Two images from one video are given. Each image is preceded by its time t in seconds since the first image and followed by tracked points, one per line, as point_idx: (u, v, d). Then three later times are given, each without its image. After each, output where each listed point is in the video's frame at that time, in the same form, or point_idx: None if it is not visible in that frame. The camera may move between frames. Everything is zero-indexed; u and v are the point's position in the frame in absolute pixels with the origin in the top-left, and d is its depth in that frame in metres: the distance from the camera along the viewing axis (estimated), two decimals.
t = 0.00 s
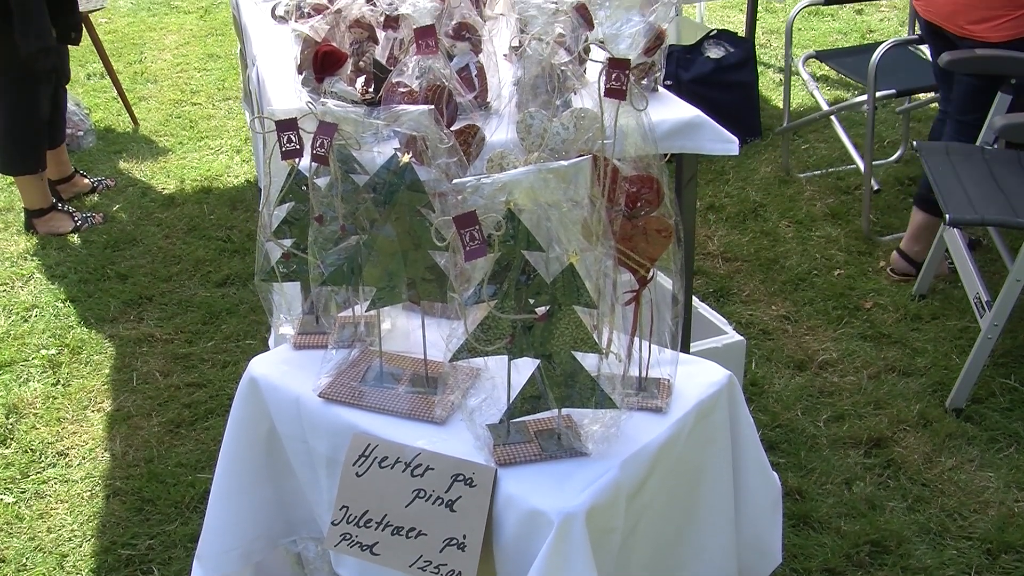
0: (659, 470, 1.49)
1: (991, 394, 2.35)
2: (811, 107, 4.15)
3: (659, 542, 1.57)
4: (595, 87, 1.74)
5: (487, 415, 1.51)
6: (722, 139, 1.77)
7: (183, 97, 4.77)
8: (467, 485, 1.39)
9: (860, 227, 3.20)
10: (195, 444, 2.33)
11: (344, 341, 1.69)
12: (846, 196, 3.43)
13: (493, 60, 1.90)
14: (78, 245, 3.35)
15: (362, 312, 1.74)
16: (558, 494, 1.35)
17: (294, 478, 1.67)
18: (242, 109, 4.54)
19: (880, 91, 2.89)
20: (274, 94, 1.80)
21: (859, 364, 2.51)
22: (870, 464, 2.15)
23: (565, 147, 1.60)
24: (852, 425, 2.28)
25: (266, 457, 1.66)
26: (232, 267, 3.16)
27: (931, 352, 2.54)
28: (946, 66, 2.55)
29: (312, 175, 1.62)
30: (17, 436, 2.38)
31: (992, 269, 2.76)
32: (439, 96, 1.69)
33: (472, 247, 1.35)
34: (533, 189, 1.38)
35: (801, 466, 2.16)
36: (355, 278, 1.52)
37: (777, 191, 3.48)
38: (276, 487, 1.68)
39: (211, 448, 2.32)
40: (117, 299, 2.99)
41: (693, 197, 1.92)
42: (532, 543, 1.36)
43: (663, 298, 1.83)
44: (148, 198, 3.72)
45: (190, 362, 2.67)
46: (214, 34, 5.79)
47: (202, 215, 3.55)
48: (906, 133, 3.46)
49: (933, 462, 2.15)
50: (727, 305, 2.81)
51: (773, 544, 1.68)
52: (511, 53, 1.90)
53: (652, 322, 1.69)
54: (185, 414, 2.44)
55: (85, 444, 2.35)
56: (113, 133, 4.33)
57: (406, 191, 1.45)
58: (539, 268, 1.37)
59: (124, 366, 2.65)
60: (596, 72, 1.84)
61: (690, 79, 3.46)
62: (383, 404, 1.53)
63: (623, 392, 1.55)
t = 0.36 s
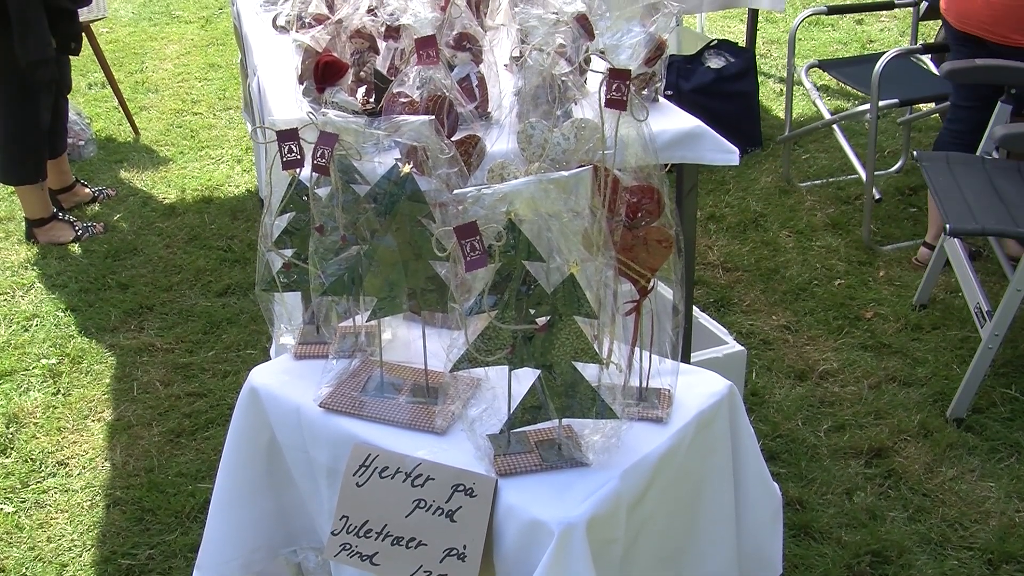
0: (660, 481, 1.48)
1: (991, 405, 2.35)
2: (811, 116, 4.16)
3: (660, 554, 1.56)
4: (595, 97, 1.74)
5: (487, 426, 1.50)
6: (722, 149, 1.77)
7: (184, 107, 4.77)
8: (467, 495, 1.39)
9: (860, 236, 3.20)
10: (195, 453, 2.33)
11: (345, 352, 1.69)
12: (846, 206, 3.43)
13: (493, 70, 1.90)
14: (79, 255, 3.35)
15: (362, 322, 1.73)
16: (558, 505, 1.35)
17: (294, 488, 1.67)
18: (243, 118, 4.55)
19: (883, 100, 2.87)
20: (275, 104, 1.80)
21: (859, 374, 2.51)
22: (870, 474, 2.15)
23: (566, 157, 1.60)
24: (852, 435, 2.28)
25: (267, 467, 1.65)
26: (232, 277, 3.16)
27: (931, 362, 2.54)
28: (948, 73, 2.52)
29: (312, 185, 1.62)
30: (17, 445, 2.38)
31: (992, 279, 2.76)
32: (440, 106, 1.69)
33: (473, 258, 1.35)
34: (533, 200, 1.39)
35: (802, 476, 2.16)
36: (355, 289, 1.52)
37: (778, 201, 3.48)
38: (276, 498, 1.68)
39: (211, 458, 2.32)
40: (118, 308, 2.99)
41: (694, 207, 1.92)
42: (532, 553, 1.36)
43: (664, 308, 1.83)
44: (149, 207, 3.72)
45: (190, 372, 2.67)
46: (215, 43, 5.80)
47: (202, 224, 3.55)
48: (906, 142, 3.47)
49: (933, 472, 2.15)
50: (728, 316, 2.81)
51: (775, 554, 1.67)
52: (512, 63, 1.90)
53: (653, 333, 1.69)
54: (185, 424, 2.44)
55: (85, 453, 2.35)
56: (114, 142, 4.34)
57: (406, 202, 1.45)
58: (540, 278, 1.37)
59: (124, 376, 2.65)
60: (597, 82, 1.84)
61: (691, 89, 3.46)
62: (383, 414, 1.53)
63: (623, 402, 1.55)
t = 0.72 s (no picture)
0: (661, 490, 1.48)
1: (992, 413, 2.35)
2: (812, 125, 4.16)
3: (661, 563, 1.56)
4: (596, 106, 1.74)
5: (488, 435, 1.51)
6: (723, 158, 1.77)
7: (186, 114, 4.78)
8: (467, 504, 1.38)
9: (861, 244, 3.20)
10: (196, 461, 2.33)
11: (346, 360, 1.70)
12: (847, 214, 3.43)
13: (495, 79, 1.90)
14: (80, 262, 3.35)
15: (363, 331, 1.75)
16: (559, 513, 1.35)
17: (294, 496, 1.67)
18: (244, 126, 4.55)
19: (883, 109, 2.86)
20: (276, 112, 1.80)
21: (860, 382, 2.51)
22: (871, 482, 2.15)
23: (567, 166, 1.60)
24: (853, 443, 2.28)
25: (267, 475, 1.65)
26: (233, 285, 3.16)
27: (932, 370, 2.54)
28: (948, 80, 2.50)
29: (313, 194, 1.61)
30: (18, 453, 2.38)
31: (993, 287, 2.76)
32: (441, 115, 1.69)
33: (474, 266, 1.34)
34: (534, 209, 1.40)
35: (803, 485, 2.16)
36: (357, 297, 1.53)
37: (779, 210, 3.48)
38: (276, 506, 1.68)
39: (211, 466, 2.32)
40: (119, 316, 2.99)
41: (695, 216, 1.92)
42: (532, 562, 1.36)
43: (665, 317, 1.83)
44: (150, 215, 3.72)
45: (191, 380, 2.67)
46: (216, 51, 5.81)
47: (204, 232, 3.55)
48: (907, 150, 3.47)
49: (934, 480, 2.15)
50: (728, 324, 2.81)
51: (776, 564, 1.67)
52: (513, 72, 1.90)
53: (653, 342, 1.70)
54: (186, 432, 2.44)
55: (85, 461, 2.35)
56: (115, 150, 4.34)
57: (407, 211, 1.46)
58: (540, 287, 1.37)
59: (125, 384, 2.65)
60: (598, 91, 1.84)
61: (692, 98, 3.45)
62: (384, 422, 1.53)
63: (624, 411, 1.54)
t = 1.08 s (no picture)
0: (661, 499, 1.48)
1: (993, 421, 2.35)
2: (812, 133, 4.16)
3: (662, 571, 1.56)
4: (596, 114, 1.74)
5: (488, 443, 1.50)
6: (723, 166, 1.76)
7: (186, 123, 4.78)
8: (468, 512, 1.38)
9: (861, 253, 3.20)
10: (196, 469, 2.33)
11: (346, 368, 1.70)
12: (847, 222, 3.43)
13: (495, 87, 1.89)
14: (81, 270, 3.35)
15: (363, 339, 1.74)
16: (559, 522, 1.35)
17: (294, 504, 1.66)
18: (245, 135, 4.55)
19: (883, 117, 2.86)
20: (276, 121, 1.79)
21: (860, 391, 2.51)
22: (871, 491, 2.15)
23: (567, 174, 1.60)
24: (853, 451, 2.28)
25: (267, 484, 1.65)
26: (233, 293, 3.16)
27: (932, 378, 2.54)
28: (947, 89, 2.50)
29: (314, 203, 1.62)
30: (18, 461, 2.38)
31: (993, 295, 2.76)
32: (441, 123, 1.69)
33: (474, 275, 1.35)
34: (535, 217, 1.39)
35: (803, 493, 2.15)
36: (357, 305, 1.54)
37: (779, 218, 3.48)
38: (276, 515, 1.67)
39: (211, 475, 2.32)
40: (119, 324, 2.99)
41: (695, 225, 1.92)
42: (532, 571, 1.36)
43: (665, 326, 1.82)
44: (150, 223, 3.72)
45: (191, 388, 2.67)
46: (216, 59, 5.81)
47: (204, 241, 3.55)
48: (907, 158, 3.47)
49: (934, 489, 2.15)
50: (728, 332, 2.81)
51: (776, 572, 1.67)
52: (513, 80, 1.89)
53: (654, 350, 1.70)
54: (186, 440, 2.44)
55: (85, 469, 2.35)
56: (115, 158, 4.35)
57: (408, 219, 1.46)
58: (541, 295, 1.38)
59: (125, 392, 2.65)
60: (598, 99, 1.84)
61: (692, 105, 3.47)
62: (384, 430, 1.53)
63: (624, 420, 1.54)
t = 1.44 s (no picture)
0: (662, 512, 1.48)
1: (994, 434, 2.35)
2: (813, 145, 4.16)
3: None
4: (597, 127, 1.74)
5: (489, 456, 1.50)
6: (724, 179, 1.76)
7: (187, 135, 4.79)
8: (469, 525, 1.38)
9: (862, 265, 3.20)
10: (196, 482, 2.33)
11: (348, 381, 1.69)
12: (848, 235, 3.43)
13: (496, 100, 1.89)
14: (81, 282, 3.35)
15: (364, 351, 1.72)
16: (559, 535, 1.35)
17: (295, 518, 1.66)
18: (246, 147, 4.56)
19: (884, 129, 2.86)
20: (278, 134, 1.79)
21: (861, 403, 2.51)
22: (872, 503, 2.15)
23: (568, 187, 1.60)
24: (854, 464, 2.28)
25: (268, 497, 1.65)
26: (234, 305, 3.16)
27: (933, 391, 2.54)
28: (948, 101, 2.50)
29: (315, 215, 1.62)
30: (18, 473, 2.38)
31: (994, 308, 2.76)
32: (442, 136, 1.68)
33: (475, 287, 1.35)
34: (535, 230, 1.39)
35: (804, 506, 2.15)
36: (358, 318, 1.53)
37: (779, 231, 3.48)
38: (277, 528, 1.67)
39: (211, 487, 2.31)
40: (120, 336, 2.99)
41: (696, 238, 1.92)
42: None
43: (666, 338, 1.82)
44: (151, 235, 3.72)
45: (192, 400, 2.67)
46: (218, 72, 5.82)
47: (205, 253, 3.55)
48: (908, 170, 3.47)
49: (936, 501, 2.15)
50: (729, 345, 2.81)
51: None
52: (514, 94, 1.89)
53: (655, 363, 1.69)
54: (187, 452, 2.44)
55: (85, 481, 2.35)
56: (117, 170, 4.35)
57: (409, 232, 1.46)
58: (541, 308, 1.38)
59: (126, 404, 2.65)
60: (599, 112, 1.84)
61: (692, 119, 3.48)
62: (384, 443, 1.53)
63: (625, 432, 1.54)
